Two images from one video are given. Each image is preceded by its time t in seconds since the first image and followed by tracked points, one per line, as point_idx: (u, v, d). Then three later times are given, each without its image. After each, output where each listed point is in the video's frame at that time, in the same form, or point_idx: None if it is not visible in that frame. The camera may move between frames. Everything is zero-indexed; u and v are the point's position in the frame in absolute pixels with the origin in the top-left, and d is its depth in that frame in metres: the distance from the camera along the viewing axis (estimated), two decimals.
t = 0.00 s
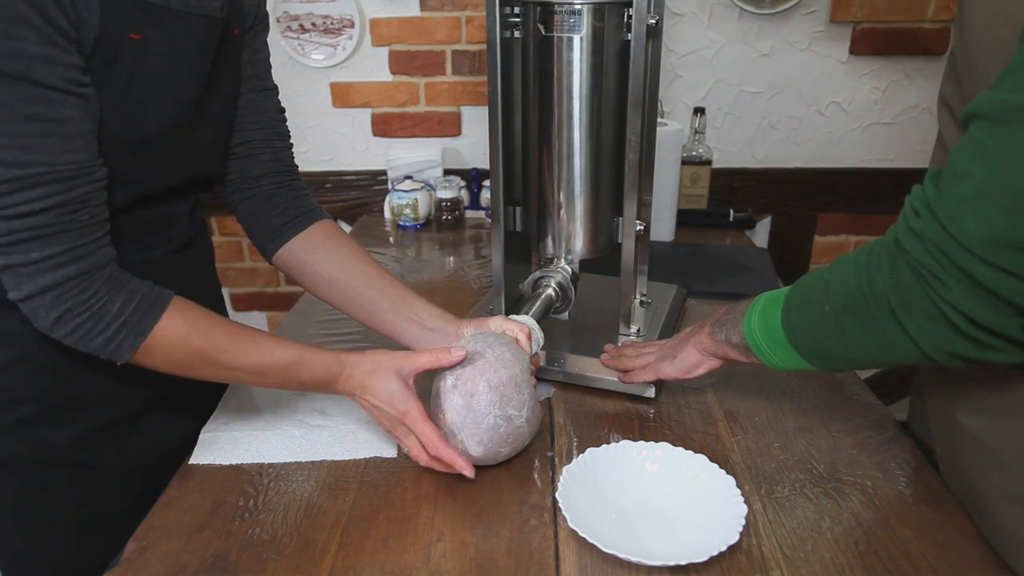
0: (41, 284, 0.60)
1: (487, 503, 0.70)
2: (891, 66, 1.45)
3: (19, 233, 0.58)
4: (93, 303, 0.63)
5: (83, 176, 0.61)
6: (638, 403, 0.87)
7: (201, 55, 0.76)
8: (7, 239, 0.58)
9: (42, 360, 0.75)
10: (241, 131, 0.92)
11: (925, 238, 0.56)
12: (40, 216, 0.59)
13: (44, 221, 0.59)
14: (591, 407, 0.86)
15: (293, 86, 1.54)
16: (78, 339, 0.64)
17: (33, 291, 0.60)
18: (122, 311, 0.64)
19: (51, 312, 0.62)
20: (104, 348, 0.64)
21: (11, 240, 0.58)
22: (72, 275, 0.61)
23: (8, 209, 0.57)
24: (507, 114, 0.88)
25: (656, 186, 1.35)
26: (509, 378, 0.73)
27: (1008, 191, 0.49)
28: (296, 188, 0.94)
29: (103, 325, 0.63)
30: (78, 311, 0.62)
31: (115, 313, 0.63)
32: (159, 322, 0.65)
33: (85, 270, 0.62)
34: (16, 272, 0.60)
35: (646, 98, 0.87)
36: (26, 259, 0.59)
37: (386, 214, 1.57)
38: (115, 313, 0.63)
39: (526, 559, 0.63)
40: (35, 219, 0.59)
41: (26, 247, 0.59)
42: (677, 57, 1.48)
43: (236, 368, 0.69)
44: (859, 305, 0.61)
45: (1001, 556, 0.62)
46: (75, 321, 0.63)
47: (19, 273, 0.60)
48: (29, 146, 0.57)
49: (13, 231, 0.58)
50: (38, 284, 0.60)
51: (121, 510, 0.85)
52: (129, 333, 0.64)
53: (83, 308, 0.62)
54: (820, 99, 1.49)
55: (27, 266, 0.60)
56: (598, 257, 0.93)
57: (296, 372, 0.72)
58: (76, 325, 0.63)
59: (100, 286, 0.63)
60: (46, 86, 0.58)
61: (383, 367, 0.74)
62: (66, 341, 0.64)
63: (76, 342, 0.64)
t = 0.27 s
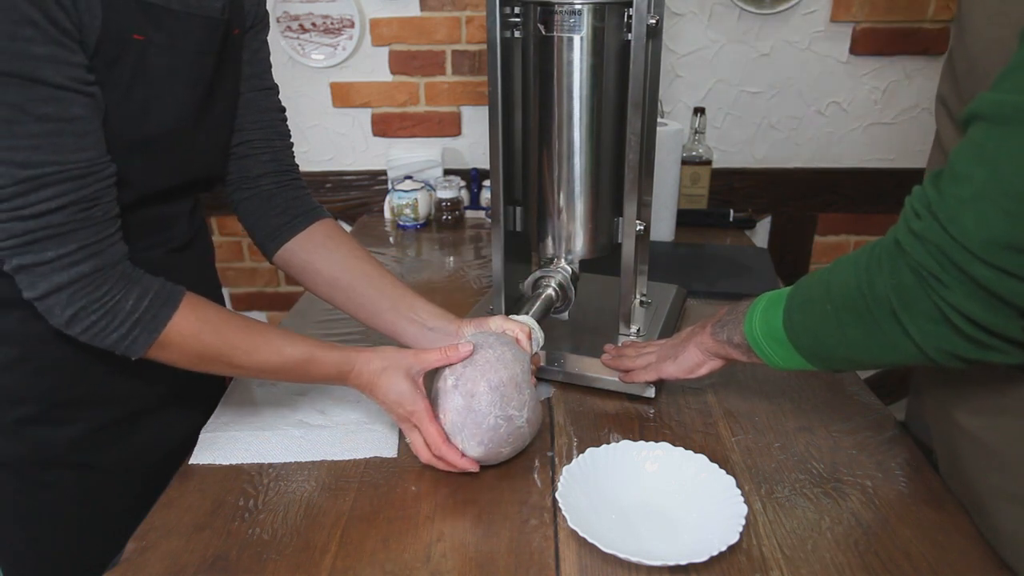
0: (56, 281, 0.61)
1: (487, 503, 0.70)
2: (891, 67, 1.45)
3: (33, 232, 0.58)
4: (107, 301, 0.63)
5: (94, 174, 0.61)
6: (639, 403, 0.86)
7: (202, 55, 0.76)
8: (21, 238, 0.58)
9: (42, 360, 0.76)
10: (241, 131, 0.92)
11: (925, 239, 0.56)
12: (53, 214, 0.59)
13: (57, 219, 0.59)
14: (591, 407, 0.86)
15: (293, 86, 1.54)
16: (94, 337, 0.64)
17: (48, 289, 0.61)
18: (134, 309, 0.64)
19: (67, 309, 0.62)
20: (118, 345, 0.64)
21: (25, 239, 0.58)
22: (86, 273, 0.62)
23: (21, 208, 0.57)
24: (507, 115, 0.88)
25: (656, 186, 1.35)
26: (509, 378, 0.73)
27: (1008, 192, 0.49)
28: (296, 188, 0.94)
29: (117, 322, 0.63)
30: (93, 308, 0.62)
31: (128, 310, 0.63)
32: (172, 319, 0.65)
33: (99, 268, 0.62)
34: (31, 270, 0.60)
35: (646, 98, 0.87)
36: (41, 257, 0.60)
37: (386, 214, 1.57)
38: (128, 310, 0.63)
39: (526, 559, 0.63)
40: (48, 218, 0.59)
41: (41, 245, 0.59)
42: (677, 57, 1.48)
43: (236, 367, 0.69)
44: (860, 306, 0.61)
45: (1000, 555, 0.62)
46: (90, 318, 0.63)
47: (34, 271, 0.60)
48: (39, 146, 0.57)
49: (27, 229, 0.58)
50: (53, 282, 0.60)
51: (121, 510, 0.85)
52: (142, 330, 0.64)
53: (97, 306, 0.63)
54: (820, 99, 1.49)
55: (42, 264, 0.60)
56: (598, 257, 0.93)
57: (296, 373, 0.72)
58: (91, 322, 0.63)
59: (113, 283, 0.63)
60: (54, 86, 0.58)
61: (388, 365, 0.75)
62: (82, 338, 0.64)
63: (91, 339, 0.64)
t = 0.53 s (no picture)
0: (56, 281, 0.61)
1: (487, 503, 0.70)
2: (891, 67, 1.45)
3: (34, 232, 0.58)
4: (108, 301, 0.63)
5: (95, 173, 0.61)
6: (639, 403, 0.87)
7: (203, 56, 0.76)
8: (22, 238, 0.58)
9: (42, 360, 0.76)
10: (241, 131, 0.92)
11: (922, 242, 0.56)
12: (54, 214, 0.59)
13: (58, 220, 0.59)
14: (591, 407, 0.86)
15: (294, 86, 1.54)
16: (94, 336, 0.64)
17: (49, 289, 0.61)
18: (134, 309, 0.64)
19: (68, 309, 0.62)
20: (119, 345, 0.64)
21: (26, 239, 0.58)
22: (87, 273, 0.62)
23: (21, 208, 0.57)
24: (507, 115, 0.88)
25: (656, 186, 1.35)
26: (509, 379, 0.73)
27: (1004, 195, 0.49)
28: (296, 188, 0.94)
29: (117, 323, 0.63)
30: (94, 308, 0.62)
31: (129, 311, 0.63)
32: (172, 320, 0.65)
33: (99, 268, 0.62)
34: (32, 270, 0.60)
35: (646, 98, 0.87)
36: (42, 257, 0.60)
37: (386, 214, 1.57)
38: (129, 311, 0.63)
39: (526, 559, 0.63)
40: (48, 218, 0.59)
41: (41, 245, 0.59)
42: (677, 57, 1.48)
43: (237, 367, 0.69)
44: (859, 309, 0.61)
45: (1000, 556, 0.62)
46: (91, 318, 0.63)
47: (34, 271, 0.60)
48: (39, 146, 0.57)
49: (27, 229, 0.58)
50: (54, 282, 0.60)
51: (121, 510, 0.85)
52: (143, 331, 0.64)
53: (98, 306, 0.63)
54: (820, 99, 1.49)
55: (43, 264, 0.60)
56: (598, 257, 0.93)
57: (297, 373, 0.72)
58: (92, 322, 0.63)
59: (114, 283, 0.63)
60: (55, 86, 0.58)
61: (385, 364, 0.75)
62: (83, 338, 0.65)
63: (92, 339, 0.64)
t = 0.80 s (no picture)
0: (51, 276, 0.60)
1: (487, 503, 0.70)
2: (890, 66, 1.45)
3: (27, 226, 0.58)
4: (103, 297, 0.63)
5: (87, 165, 0.61)
6: (639, 403, 0.87)
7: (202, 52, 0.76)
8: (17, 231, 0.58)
9: (43, 360, 0.75)
10: (241, 131, 0.92)
11: (919, 245, 0.56)
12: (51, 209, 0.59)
13: (50, 213, 0.59)
14: (591, 407, 0.86)
15: (294, 86, 1.54)
16: (88, 332, 0.63)
17: (45, 285, 0.61)
18: (131, 305, 0.63)
19: (64, 305, 0.62)
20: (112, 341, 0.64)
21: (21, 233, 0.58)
22: (85, 268, 0.62)
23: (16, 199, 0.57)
24: (507, 115, 0.88)
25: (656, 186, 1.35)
26: (512, 381, 0.73)
27: (1001, 197, 0.49)
28: (296, 188, 0.94)
29: (114, 319, 0.63)
30: (88, 304, 0.62)
31: (124, 308, 0.63)
32: (170, 311, 0.63)
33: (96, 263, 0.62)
34: (31, 265, 0.60)
35: (646, 99, 0.87)
36: (39, 251, 0.59)
37: (386, 214, 1.57)
38: (124, 308, 0.63)
39: (527, 559, 0.63)
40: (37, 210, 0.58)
41: (40, 240, 0.59)
42: (677, 57, 1.48)
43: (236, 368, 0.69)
44: (858, 312, 0.61)
45: (1000, 558, 0.62)
46: (87, 314, 0.63)
47: (32, 264, 0.60)
48: (39, 137, 0.57)
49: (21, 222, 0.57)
50: (53, 278, 0.60)
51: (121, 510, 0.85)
52: (140, 323, 0.63)
53: (94, 301, 0.62)
54: (820, 99, 1.49)
55: (43, 261, 0.60)
56: (598, 257, 0.93)
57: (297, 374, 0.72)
58: (87, 318, 0.63)
59: (112, 282, 0.63)
60: (53, 80, 0.57)
61: (415, 345, 0.69)
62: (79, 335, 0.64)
63: (88, 337, 0.64)
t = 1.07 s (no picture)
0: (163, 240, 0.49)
1: (487, 503, 0.70)
2: (890, 66, 1.45)
3: (106, 177, 0.47)
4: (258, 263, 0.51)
5: (131, 96, 0.47)
6: (639, 403, 0.87)
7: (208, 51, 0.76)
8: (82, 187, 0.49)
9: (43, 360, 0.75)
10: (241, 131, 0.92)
11: (919, 246, 0.56)
12: (148, 148, 0.47)
13: (116, 159, 0.47)
14: (591, 407, 0.86)
15: (294, 86, 1.54)
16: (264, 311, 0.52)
17: (212, 250, 0.50)
18: (272, 267, 0.51)
19: (216, 277, 0.50)
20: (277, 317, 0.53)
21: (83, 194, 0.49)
22: (209, 221, 0.49)
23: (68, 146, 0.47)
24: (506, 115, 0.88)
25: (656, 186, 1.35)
26: (510, 380, 0.73)
27: (1000, 199, 0.49)
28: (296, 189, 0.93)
29: (290, 287, 0.51)
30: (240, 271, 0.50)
31: (299, 272, 0.52)
32: (321, 267, 0.53)
33: (211, 217, 0.49)
34: (157, 225, 0.49)
35: (646, 99, 0.87)
36: (137, 207, 0.48)
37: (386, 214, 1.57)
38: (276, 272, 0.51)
39: (527, 559, 0.63)
40: (92, 155, 0.47)
41: (166, 193, 0.48)
42: (677, 57, 1.48)
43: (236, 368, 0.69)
44: (857, 312, 0.61)
45: (1000, 558, 0.62)
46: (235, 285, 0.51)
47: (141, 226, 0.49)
48: (91, 67, 0.46)
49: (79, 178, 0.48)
50: (192, 240, 0.49)
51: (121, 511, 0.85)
52: (279, 287, 0.51)
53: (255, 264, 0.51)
54: (820, 99, 1.49)
55: (192, 218, 0.49)
56: (598, 257, 0.92)
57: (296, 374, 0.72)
58: (228, 287, 0.50)
59: (276, 243, 0.51)
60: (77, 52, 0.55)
61: (499, 332, 0.71)
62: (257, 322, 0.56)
63: (248, 308, 0.52)
